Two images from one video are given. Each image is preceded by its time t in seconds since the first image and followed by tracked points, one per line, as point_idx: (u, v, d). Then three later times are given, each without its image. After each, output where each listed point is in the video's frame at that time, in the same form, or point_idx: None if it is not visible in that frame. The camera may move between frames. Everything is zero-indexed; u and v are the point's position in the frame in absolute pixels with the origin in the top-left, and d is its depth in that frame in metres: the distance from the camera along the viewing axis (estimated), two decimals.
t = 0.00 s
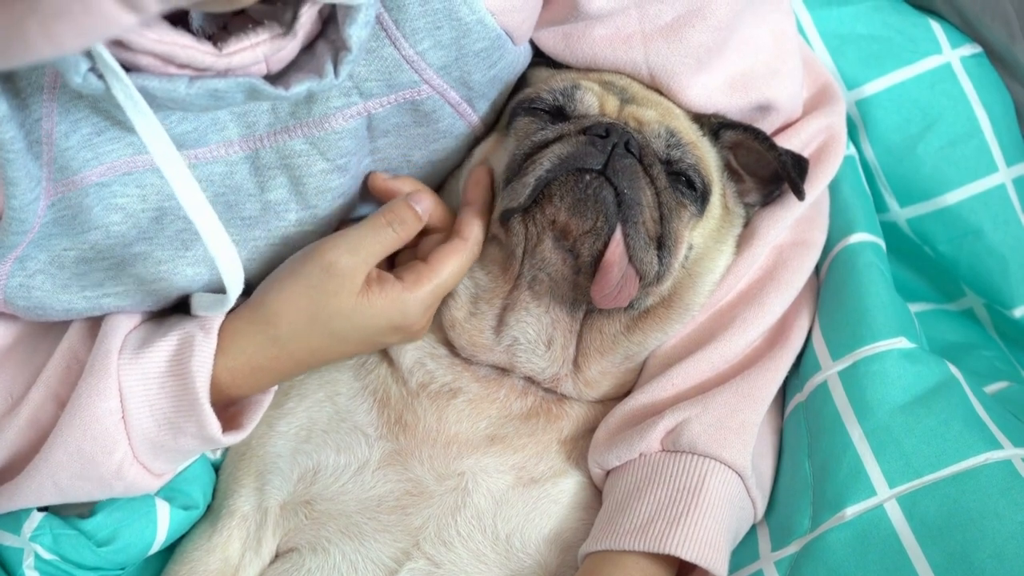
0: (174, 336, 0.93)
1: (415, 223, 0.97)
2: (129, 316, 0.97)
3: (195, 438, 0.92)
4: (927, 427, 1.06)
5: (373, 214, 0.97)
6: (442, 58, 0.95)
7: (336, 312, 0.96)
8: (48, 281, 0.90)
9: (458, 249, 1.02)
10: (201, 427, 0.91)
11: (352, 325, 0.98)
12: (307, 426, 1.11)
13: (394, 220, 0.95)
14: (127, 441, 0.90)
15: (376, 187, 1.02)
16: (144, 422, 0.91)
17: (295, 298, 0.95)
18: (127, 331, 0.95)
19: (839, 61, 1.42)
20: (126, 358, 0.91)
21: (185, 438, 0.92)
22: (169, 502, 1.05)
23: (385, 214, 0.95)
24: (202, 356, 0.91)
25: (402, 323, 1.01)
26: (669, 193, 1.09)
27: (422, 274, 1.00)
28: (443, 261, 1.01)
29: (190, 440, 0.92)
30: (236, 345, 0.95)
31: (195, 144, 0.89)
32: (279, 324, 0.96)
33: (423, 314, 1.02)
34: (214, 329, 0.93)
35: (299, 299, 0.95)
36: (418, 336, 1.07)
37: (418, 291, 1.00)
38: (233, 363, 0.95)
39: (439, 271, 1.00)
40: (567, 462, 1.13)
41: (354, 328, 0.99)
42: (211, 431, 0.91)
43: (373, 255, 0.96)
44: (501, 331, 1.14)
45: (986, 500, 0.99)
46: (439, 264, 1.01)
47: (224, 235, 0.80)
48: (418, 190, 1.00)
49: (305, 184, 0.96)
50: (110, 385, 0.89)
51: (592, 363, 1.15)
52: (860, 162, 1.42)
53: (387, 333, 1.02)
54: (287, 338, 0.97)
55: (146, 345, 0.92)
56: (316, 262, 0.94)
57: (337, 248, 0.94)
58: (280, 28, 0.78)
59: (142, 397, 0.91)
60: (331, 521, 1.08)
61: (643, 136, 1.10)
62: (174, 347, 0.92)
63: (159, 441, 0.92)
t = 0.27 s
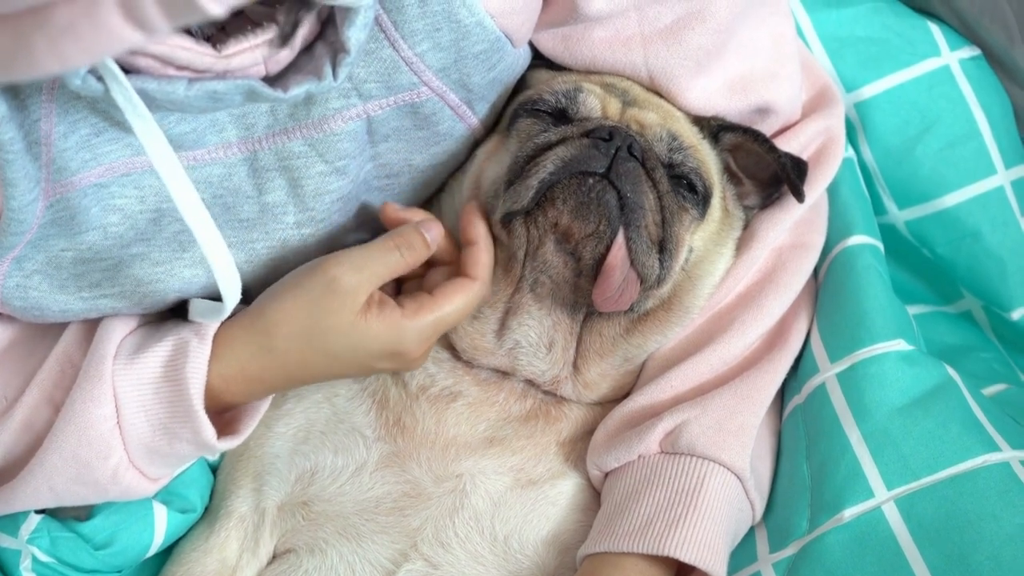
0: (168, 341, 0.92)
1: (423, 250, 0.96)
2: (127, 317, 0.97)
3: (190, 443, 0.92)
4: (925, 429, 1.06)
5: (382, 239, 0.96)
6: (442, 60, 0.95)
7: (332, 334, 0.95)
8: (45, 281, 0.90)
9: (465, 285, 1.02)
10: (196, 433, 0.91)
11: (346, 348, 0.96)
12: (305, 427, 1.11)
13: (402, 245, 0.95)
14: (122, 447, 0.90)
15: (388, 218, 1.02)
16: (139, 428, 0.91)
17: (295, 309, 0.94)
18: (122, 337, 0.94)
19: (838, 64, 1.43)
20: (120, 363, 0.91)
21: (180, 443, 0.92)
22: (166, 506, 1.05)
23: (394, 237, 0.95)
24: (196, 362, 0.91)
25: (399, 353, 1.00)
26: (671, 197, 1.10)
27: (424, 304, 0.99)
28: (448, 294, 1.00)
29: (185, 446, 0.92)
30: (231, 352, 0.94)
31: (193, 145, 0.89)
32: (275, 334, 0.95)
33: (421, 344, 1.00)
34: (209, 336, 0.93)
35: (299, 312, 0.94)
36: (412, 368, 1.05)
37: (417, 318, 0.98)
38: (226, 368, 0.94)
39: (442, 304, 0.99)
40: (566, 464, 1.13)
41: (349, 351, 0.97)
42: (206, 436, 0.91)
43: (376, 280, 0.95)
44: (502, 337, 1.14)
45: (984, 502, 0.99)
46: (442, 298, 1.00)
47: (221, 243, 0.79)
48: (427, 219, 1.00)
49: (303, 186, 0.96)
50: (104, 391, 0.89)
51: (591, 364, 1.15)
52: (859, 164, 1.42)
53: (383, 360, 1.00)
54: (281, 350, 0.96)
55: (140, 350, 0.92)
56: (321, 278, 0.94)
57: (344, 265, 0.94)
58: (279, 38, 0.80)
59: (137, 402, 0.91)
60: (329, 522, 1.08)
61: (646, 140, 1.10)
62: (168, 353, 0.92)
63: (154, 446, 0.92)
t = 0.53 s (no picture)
0: (179, 336, 0.93)
1: (402, 224, 0.88)
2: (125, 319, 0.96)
3: (201, 439, 0.92)
4: (923, 431, 1.06)
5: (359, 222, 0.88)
6: (439, 63, 0.94)
7: (329, 324, 0.92)
8: (44, 284, 0.89)
9: (455, 254, 0.94)
10: (208, 428, 0.91)
11: (348, 334, 0.94)
12: (301, 430, 1.11)
13: (380, 232, 0.87)
14: (132, 444, 0.90)
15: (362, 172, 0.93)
16: (149, 424, 0.91)
17: (290, 314, 0.92)
18: (131, 333, 0.95)
19: (835, 66, 1.42)
20: (131, 359, 0.91)
21: (191, 439, 0.92)
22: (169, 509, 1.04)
23: (371, 226, 0.87)
24: (208, 356, 0.91)
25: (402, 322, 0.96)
26: (673, 201, 1.10)
27: (413, 277, 0.93)
28: (437, 266, 0.93)
29: (196, 441, 0.92)
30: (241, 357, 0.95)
31: (188, 147, 0.88)
32: (277, 338, 0.94)
33: (421, 312, 0.97)
34: (219, 329, 0.93)
35: (295, 313, 0.92)
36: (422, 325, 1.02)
37: (412, 296, 0.94)
38: (239, 374, 0.95)
39: (437, 271, 0.93)
40: (563, 467, 1.13)
41: (352, 336, 0.94)
42: (218, 431, 0.91)
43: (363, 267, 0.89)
44: (498, 334, 1.14)
45: (983, 504, 0.99)
46: (435, 266, 0.93)
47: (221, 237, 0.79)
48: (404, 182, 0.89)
49: (300, 187, 0.96)
50: (114, 388, 0.89)
51: (588, 367, 1.15)
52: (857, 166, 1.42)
53: (387, 334, 0.97)
54: (288, 350, 0.95)
55: (150, 346, 0.92)
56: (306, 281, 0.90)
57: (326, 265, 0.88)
58: (274, 43, 0.80)
59: (147, 397, 0.91)
60: (326, 525, 1.08)
61: (647, 143, 1.10)
62: (179, 348, 0.92)
63: (165, 442, 0.92)
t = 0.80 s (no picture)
0: (186, 338, 0.94)
1: (416, 223, 0.90)
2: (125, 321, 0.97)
3: (209, 439, 0.92)
4: (922, 433, 1.06)
5: (373, 226, 0.90)
6: (434, 65, 0.95)
7: (351, 325, 0.93)
8: (44, 288, 0.90)
9: (469, 248, 0.96)
10: (215, 428, 0.92)
11: (369, 334, 0.95)
12: (299, 430, 1.11)
13: (396, 234, 0.89)
14: (138, 445, 0.91)
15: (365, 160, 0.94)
16: (156, 424, 0.92)
17: (309, 320, 0.93)
18: (136, 333, 0.95)
19: (834, 68, 1.43)
20: (138, 359, 0.92)
21: (199, 439, 0.93)
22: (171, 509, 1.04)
23: (386, 229, 0.89)
24: (216, 356, 0.92)
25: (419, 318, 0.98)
26: (673, 207, 1.10)
27: (431, 272, 0.95)
28: (452, 262, 0.95)
29: (203, 441, 0.93)
30: (255, 362, 0.95)
31: (184, 148, 0.89)
32: (296, 344, 0.95)
33: (438, 308, 0.98)
34: (227, 329, 0.95)
35: (313, 319, 0.93)
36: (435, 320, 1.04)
37: (431, 291, 0.95)
38: (252, 379, 0.96)
39: (455, 267, 0.95)
40: (561, 468, 1.13)
41: (372, 335, 0.96)
42: (226, 431, 0.92)
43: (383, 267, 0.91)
44: (495, 336, 1.14)
45: (982, 506, 0.99)
46: (451, 262, 0.95)
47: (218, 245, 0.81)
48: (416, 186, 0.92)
49: (297, 189, 0.96)
50: (122, 388, 0.90)
51: (586, 371, 1.15)
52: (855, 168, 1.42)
53: (405, 331, 0.99)
54: (305, 355, 0.96)
55: (157, 347, 0.93)
56: (325, 289, 0.91)
57: (344, 270, 0.90)
58: (263, 45, 0.79)
59: (154, 398, 0.91)
60: (325, 525, 1.08)
61: (647, 149, 1.10)
62: (186, 349, 0.93)
63: (172, 443, 0.93)
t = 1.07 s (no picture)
0: (182, 342, 0.94)
1: (421, 240, 0.93)
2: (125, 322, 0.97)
3: (204, 442, 0.93)
4: (919, 434, 1.06)
5: (380, 239, 0.93)
6: (434, 66, 0.95)
7: (348, 335, 0.96)
8: (42, 288, 0.90)
9: (467, 264, 1.00)
10: (211, 432, 0.92)
11: (366, 345, 0.98)
12: (299, 430, 1.11)
13: (402, 249, 0.92)
14: (135, 447, 0.91)
15: (372, 180, 0.96)
16: (151, 427, 0.92)
17: (309, 327, 0.95)
18: (134, 335, 0.96)
19: (832, 70, 1.43)
20: (133, 363, 0.92)
21: (194, 442, 0.93)
22: (169, 508, 1.04)
23: (393, 243, 0.91)
24: (211, 361, 0.93)
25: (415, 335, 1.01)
26: (672, 213, 1.10)
27: (432, 288, 0.99)
28: (452, 278, 0.99)
29: (199, 445, 0.93)
30: (251, 365, 0.97)
31: (184, 150, 0.89)
32: (294, 351, 0.97)
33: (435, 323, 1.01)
34: (224, 333, 0.96)
35: (314, 326, 0.95)
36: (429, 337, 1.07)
37: (429, 307, 0.99)
38: (248, 385, 0.97)
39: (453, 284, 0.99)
40: (561, 468, 1.14)
41: (369, 346, 0.98)
42: (221, 435, 0.93)
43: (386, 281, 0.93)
44: (494, 339, 1.14)
45: (979, 506, 0.99)
46: (449, 278, 0.99)
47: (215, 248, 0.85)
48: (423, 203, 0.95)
49: (296, 191, 0.96)
50: (118, 391, 0.90)
51: (585, 375, 1.15)
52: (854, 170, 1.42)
53: (401, 346, 1.02)
54: (301, 362, 0.98)
55: (153, 350, 0.93)
56: (328, 298, 0.93)
57: (348, 281, 0.92)
58: (263, 47, 0.80)
59: (150, 400, 0.92)
60: (325, 524, 1.08)
61: (646, 157, 1.11)
62: (182, 353, 0.94)
63: (167, 446, 0.93)
